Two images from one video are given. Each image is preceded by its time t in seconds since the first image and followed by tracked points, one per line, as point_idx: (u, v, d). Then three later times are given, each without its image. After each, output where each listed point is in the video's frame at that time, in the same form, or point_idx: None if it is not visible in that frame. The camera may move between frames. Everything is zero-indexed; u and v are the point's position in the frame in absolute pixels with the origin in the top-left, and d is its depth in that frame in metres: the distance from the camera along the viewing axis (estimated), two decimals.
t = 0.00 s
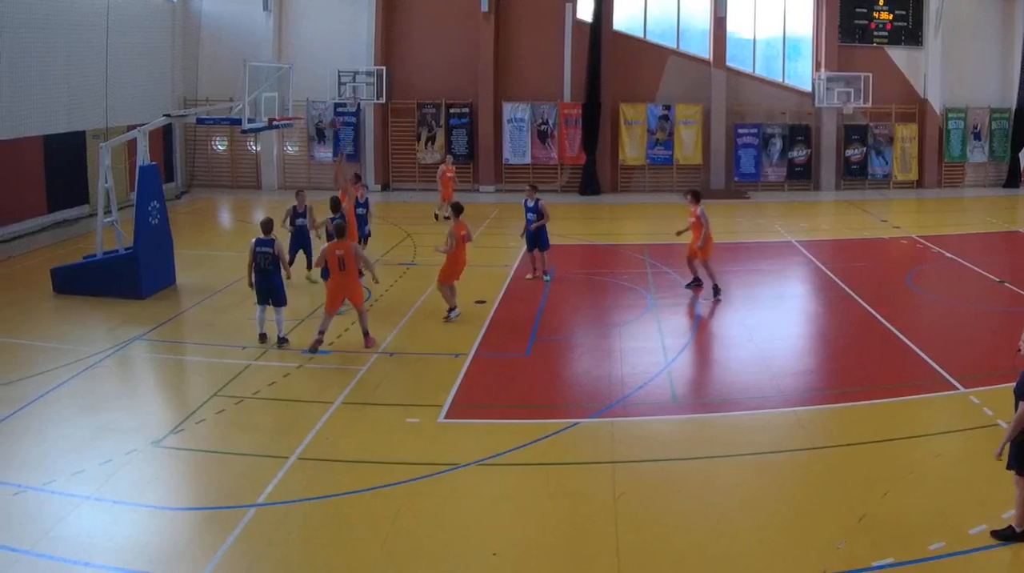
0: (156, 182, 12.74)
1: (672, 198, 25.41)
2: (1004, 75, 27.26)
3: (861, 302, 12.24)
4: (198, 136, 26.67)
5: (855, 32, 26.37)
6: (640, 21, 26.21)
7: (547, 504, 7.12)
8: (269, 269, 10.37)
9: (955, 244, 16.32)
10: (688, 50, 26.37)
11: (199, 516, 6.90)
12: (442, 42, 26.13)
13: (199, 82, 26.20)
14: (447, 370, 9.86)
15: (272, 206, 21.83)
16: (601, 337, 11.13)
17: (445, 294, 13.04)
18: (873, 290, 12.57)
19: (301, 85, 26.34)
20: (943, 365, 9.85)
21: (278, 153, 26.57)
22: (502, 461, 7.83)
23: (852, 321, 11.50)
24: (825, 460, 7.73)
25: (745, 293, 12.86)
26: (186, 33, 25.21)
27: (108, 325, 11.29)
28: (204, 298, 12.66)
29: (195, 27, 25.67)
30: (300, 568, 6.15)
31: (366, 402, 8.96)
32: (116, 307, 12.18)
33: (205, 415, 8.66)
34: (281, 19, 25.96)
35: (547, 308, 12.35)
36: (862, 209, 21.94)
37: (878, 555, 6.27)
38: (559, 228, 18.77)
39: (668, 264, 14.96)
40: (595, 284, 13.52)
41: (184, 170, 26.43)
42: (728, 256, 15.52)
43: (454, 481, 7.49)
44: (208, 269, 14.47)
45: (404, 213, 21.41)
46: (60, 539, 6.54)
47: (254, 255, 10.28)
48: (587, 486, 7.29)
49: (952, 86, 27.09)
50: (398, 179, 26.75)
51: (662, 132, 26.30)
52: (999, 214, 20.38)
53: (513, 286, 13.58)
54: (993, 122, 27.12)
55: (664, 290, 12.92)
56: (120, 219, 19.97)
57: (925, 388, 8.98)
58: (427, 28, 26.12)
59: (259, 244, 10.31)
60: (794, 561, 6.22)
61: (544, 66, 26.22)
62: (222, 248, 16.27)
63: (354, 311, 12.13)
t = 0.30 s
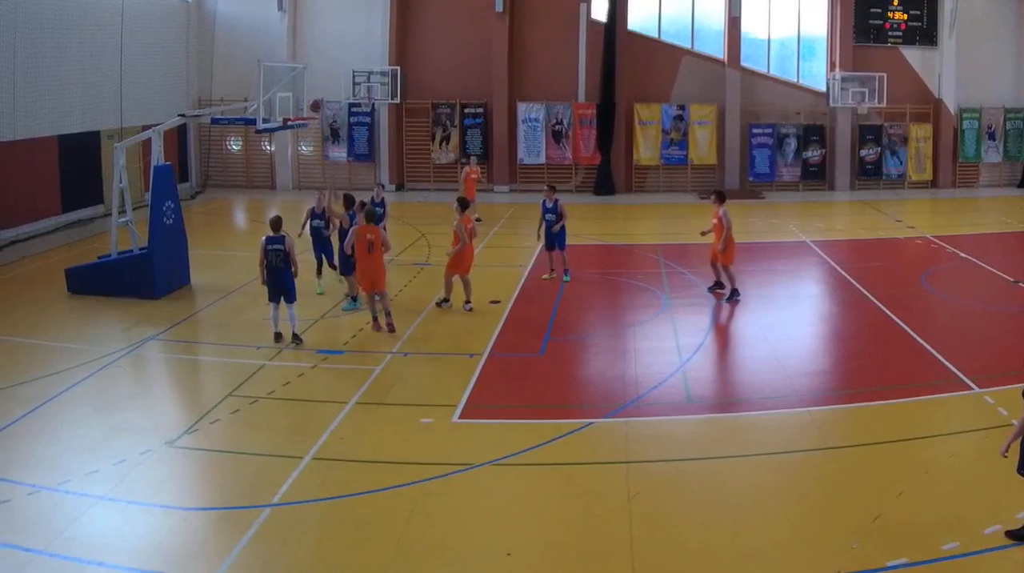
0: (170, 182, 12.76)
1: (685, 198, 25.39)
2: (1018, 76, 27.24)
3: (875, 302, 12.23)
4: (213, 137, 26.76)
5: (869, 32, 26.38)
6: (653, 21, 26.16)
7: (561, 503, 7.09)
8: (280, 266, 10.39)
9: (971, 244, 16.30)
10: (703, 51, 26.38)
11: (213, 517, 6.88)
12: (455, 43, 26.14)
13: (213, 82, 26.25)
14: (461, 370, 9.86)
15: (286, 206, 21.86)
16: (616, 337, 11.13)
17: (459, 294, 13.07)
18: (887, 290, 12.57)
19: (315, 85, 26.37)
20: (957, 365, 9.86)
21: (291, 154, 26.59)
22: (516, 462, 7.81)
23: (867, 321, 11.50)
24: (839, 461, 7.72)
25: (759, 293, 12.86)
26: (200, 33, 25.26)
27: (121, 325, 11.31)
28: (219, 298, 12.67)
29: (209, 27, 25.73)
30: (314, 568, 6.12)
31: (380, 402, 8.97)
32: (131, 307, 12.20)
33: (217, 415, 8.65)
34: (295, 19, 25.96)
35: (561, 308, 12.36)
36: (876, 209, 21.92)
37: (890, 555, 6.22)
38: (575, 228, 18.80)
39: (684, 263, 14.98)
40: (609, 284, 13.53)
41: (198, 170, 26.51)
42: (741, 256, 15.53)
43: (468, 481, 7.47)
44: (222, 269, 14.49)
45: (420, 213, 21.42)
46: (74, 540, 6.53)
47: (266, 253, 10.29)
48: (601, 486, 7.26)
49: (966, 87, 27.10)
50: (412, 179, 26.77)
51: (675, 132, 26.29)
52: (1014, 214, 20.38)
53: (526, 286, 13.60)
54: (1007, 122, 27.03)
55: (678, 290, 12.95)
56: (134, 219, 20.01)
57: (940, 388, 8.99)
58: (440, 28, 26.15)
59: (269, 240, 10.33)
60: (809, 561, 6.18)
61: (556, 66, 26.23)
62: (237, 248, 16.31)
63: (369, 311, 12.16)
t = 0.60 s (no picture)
0: (170, 183, 12.76)
1: (685, 198, 25.40)
2: (1018, 76, 27.25)
3: (875, 303, 12.24)
4: (212, 137, 26.77)
5: (869, 33, 26.38)
6: (654, 21, 26.17)
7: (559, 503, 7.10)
8: (276, 264, 10.38)
9: (971, 244, 16.29)
10: (703, 51, 26.38)
11: (213, 516, 6.88)
12: (456, 43, 26.14)
13: (213, 82, 26.25)
14: (461, 370, 9.87)
15: (286, 206, 21.87)
16: (616, 337, 11.13)
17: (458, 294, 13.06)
18: (887, 290, 12.57)
19: (315, 85, 26.37)
20: (957, 365, 9.85)
21: (291, 154, 26.60)
22: (516, 461, 7.81)
23: (867, 322, 11.50)
24: (840, 460, 7.72)
25: (759, 293, 12.87)
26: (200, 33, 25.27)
27: (121, 325, 11.30)
28: (219, 298, 12.67)
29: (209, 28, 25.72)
30: (313, 568, 6.13)
31: (379, 402, 8.97)
32: (131, 307, 12.20)
33: (218, 415, 8.65)
34: (295, 19, 25.96)
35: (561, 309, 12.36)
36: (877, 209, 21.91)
37: (891, 555, 6.22)
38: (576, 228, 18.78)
39: (684, 263, 14.97)
40: (609, 284, 13.53)
41: (198, 170, 26.51)
42: (742, 256, 15.53)
43: (469, 481, 7.47)
44: (222, 269, 14.50)
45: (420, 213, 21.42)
46: (74, 540, 6.52)
47: (263, 252, 10.27)
48: (602, 485, 7.26)
49: (965, 87, 27.10)
50: (412, 179, 26.76)
51: (675, 132, 26.29)
52: (1014, 214, 20.37)
53: (527, 286, 13.60)
54: (1008, 122, 27.03)
55: (678, 290, 12.96)
56: (134, 219, 20.01)
57: (939, 389, 8.99)
58: (440, 28, 26.15)
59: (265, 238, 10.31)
60: (809, 562, 6.18)
61: (556, 66, 26.24)
62: (237, 248, 16.31)
63: (370, 311, 12.17)
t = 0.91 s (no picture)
0: (170, 182, 12.76)
1: (684, 198, 25.40)
2: (1018, 76, 27.25)
3: (875, 303, 12.24)
4: (212, 137, 26.77)
5: (869, 33, 26.37)
6: (653, 21, 26.17)
7: (560, 503, 7.10)
8: (274, 264, 10.39)
9: (971, 244, 16.30)
10: (702, 51, 26.38)
11: (213, 516, 6.89)
12: (456, 43, 26.14)
13: (213, 82, 26.26)
14: (461, 370, 9.87)
15: (286, 206, 21.88)
16: (616, 337, 11.14)
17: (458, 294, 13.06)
18: (887, 291, 12.58)
19: (315, 85, 26.38)
20: (957, 365, 9.86)
21: (292, 153, 26.61)
22: (516, 461, 7.81)
23: (867, 322, 11.51)
24: (839, 460, 7.73)
25: (759, 293, 12.87)
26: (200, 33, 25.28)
27: (121, 325, 11.31)
28: (219, 298, 12.67)
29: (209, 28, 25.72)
30: (313, 568, 6.13)
31: (379, 402, 8.97)
32: (131, 307, 12.21)
33: (218, 415, 8.65)
34: (295, 19, 25.96)
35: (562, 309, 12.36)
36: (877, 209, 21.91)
37: (890, 555, 6.22)
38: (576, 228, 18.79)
39: (684, 264, 14.97)
40: (609, 284, 13.54)
41: (198, 170, 26.51)
42: (742, 256, 15.52)
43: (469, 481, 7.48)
44: (222, 269, 14.51)
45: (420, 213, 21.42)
46: (74, 540, 6.52)
47: (262, 250, 10.27)
48: (601, 485, 7.26)
49: (965, 87, 27.11)
50: (412, 179, 26.77)
51: (675, 132, 26.29)
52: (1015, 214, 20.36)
53: (527, 286, 13.60)
54: (1008, 122, 27.03)
55: (678, 290, 12.96)
56: (134, 219, 20.00)
57: (939, 389, 8.99)
58: (440, 28, 26.15)
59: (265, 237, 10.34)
60: (809, 562, 6.17)
61: (556, 66, 26.24)
62: (237, 248, 16.32)
63: (370, 311, 12.18)
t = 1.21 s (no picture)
0: (170, 182, 12.75)
1: (685, 199, 25.39)
2: (1018, 75, 27.25)
3: (875, 303, 12.24)
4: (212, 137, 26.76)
5: (869, 33, 26.37)
6: (653, 21, 26.16)
7: (560, 503, 7.10)
8: (275, 263, 10.38)
9: (971, 244, 16.29)
10: (702, 51, 26.38)
11: (213, 516, 6.88)
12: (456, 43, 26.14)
13: (213, 82, 26.25)
14: (461, 370, 9.86)
15: (286, 206, 21.90)
16: (616, 337, 11.14)
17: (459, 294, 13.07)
18: (887, 290, 12.58)
19: (315, 85, 26.38)
20: (957, 365, 9.86)
21: (292, 154, 26.61)
22: (516, 461, 7.81)
23: (867, 321, 11.51)
24: (839, 460, 7.73)
25: (759, 293, 12.88)
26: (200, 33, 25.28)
27: (121, 325, 11.31)
28: (219, 298, 12.67)
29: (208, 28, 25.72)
30: (313, 568, 6.13)
31: (379, 402, 8.97)
32: (131, 307, 12.21)
33: (218, 415, 8.65)
34: (295, 19, 25.95)
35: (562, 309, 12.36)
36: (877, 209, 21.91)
37: (890, 556, 6.22)
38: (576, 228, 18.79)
39: (683, 264, 14.98)
40: (609, 284, 13.54)
41: (198, 170, 26.51)
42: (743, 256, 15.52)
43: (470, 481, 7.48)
44: (223, 269, 14.51)
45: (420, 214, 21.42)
46: (74, 540, 6.52)
47: (264, 250, 10.27)
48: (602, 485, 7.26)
49: (965, 87, 27.11)
50: (412, 179, 26.77)
51: (675, 132, 26.30)
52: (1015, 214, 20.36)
53: (527, 286, 13.60)
54: (1008, 122, 27.03)
55: (678, 290, 12.96)
56: (134, 219, 20.00)
57: (939, 389, 8.99)
58: (440, 28, 26.15)
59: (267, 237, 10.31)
60: (809, 562, 6.17)
61: (556, 66, 26.23)
62: (238, 248, 16.32)
63: (370, 311, 12.19)
